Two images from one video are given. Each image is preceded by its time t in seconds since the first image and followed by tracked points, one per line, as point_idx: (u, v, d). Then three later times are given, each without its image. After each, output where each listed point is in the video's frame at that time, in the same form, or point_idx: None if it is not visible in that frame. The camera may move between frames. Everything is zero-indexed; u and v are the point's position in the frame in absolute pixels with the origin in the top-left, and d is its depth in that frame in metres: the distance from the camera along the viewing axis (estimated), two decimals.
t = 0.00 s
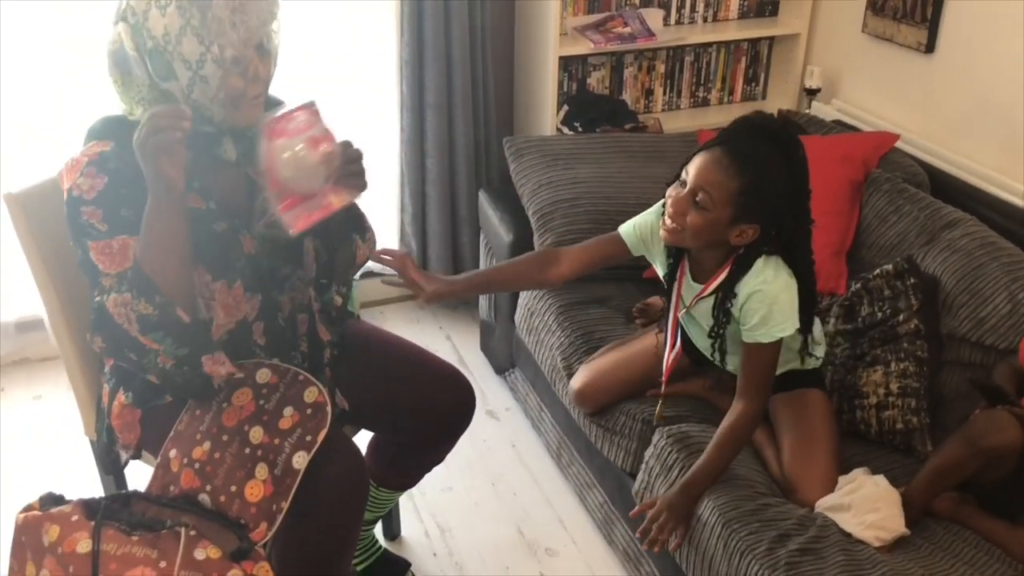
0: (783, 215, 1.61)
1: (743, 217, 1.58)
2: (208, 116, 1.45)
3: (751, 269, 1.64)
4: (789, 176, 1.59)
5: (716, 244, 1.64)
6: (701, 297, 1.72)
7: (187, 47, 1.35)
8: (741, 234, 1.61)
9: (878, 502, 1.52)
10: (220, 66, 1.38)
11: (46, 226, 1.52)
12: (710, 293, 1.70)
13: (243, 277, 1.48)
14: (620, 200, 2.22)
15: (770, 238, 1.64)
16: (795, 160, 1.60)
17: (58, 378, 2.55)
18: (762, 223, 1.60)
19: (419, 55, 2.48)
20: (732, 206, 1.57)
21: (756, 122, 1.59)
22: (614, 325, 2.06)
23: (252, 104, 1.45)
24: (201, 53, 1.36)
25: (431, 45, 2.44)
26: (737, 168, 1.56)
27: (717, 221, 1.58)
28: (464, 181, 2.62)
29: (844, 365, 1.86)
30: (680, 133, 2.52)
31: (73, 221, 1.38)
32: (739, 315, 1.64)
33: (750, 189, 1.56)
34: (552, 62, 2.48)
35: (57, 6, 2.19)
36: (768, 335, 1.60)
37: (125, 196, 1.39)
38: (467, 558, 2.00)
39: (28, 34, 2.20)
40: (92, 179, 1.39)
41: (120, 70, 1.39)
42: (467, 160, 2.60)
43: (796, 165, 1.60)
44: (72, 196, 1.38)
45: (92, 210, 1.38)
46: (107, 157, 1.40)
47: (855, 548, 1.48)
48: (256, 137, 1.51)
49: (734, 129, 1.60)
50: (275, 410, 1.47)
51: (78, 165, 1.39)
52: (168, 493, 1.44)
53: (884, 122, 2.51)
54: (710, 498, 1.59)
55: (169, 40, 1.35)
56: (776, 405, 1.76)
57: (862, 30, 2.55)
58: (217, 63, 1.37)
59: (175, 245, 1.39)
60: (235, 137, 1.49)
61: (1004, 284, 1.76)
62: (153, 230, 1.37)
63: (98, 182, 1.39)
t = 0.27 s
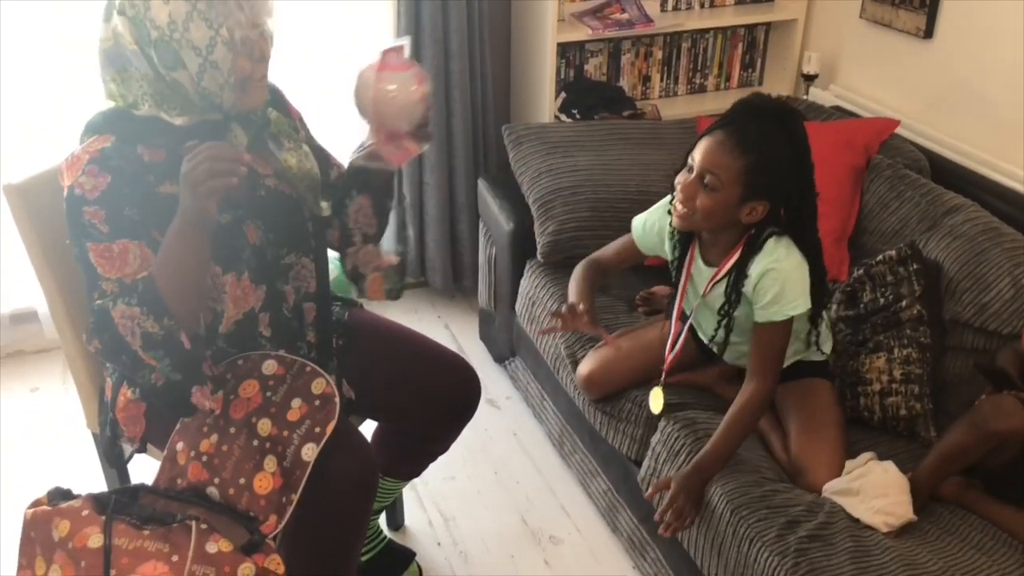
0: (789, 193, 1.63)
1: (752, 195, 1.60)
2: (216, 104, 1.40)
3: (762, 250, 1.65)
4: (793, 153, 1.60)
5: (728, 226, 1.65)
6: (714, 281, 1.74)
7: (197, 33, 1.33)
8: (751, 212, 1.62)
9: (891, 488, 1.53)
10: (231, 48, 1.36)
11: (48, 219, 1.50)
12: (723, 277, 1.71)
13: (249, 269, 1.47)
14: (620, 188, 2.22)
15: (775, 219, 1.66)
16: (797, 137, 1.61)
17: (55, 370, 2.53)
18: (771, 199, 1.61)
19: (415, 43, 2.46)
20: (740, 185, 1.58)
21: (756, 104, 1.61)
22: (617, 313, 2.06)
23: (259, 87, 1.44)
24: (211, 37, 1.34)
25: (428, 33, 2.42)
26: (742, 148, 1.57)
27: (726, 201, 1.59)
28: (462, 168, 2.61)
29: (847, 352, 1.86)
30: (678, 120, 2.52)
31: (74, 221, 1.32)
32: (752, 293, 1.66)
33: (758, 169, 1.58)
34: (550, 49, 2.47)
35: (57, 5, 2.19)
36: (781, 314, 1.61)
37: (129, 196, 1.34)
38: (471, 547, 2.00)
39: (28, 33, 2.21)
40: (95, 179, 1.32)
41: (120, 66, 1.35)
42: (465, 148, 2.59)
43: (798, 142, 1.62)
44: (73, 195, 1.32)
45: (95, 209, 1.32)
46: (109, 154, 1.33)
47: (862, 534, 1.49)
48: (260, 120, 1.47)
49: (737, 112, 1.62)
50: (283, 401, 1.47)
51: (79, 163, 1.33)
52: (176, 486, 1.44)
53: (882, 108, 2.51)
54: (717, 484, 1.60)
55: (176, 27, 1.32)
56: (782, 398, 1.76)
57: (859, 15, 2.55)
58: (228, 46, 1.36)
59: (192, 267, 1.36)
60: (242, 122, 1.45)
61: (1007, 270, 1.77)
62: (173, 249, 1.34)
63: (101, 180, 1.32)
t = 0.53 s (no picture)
0: (804, 170, 1.67)
1: (768, 172, 1.64)
2: (219, 96, 1.47)
3: (781, 224, 1.68)
4: (806, 132, 1.65)
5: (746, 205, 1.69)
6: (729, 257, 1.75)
7: (205, 27, 1.40)
8: (768, 189, 1.66)
9: (890, 480, 1.53)
10: (239, 40, 1.44)
11: (35, 214, 1.48)
12: (739, 252, 1.74)
13: (246, 266, 1.48)
14: (609, 181, 2.22)
15: (792, 199, 1.70)
16: (807, 116, 1.66)
17: (41, 368, 2.51)
18: (788, 177, 1.66)
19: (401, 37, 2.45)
20: (756, 163, 1.63)
21: (767, 87, 1.65)
22: (608, 306, 2.06)
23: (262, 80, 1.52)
24: (218, 29, 1.41)
25: (414, 26, 2.41)
26: (756, 127, 1.62)
27: (743, 179, 1.64)
28: (450, 162, 2.60)
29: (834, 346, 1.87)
30: (666, 113, 2.52)
31: (72, 218, 1.38)
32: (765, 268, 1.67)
33: (771, 147, 1.62)
34: (537, 42, 2.46)
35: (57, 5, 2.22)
36: (799, 286, 1.63)
37: (128, 195, 1.40)
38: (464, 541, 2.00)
39: (28, 33, 2.23)
40: (93, 176, 1.38)
41: (119, 63, 1.38)
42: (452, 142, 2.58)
43: (809, 121, 1.66)
44: (72, 192, 1.38)
45: (93, 207, 1.38)
46: (107, 152, 1.39)
47: (855, 524, 1.50)
48: (256, 115, 1.55)
49: (748, 94, 1.66)
50: (278, 399, 1.46)
51: (77, 160, 1.39)
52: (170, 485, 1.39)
53: (867, 100, 2.52)
54: (711, 475, 1.61)
55: (183, 22, 1.39)
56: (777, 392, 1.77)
57: (844, 8, 2.56)
58: (236, 37, 1.43)
59: (197, 267, 1.44)
60: (243, 113, 1.52)
61: (994, 261, 1.79)
62: (183, 248, 1.42)
63: (99, 178, 1.39)
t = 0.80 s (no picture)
0: (800, 171, 1.71)
1: (768, 169, 1.68)
2: (229, 104, 1.42)
3: (779, 225, 1.73)
4: (804, 131, 1.69)
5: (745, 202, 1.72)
6: (725, 257, 1.78)
7: (222, 32, 1.35)
8: (767, 187, 1.69)
9: (873, 484, 1.57)
10: (253, 46, 1.40)
11: (19, 217, 1.47)
12: (735, 253, 1.76)
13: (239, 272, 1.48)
14: (592, 189, 2.24)
15: (789, 198, 1.74)
16: (805, 116, 1.71)
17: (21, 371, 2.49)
18: (787, 174, 1.70)
19: (387, 42, 2.46)
20: (757, 160, 1.66)
21: (768, 87, 1.70)
22: (592, 311, 2.08)
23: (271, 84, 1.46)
24: (234, 35, 1.36)
25: (400, 33, 2.42)
26: (758, 124, 1.66)
27: (744, 176, 1.67)
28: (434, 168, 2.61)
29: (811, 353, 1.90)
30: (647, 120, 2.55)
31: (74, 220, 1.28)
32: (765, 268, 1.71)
33: (773, 144, 1.66)
34: (521, 50, 2.48)
35: (58, 5, 2.22)
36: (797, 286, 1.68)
37: (132, 196, 1.32)
38: (448, 545, 2.01)
39: (28, 33, 2.22)
40: (99, 177, 1.30)
41: (128, 69, 1.32)
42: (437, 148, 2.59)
43: (807, 121, 1.71)
44: (75, 192, 1.29)
45: (96, 208, 1.29)
46: (113, 154, 1.32)
47: (835, 527, 1.53)
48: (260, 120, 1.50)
49: (753, 93, 1.71)
50: (266, 403, 1.47)
51: (82, 161, 1.31)
52: (158, 489, 1.41)
53: (845, 109, 2.57)
54: (693, 479, 1.63)
55: (199, 28, 1.34)
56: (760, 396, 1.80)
57: (823, 19, 2.60)
58: (251, 44, 1.39)
59: (218, 260, 1.34)
60: (251, 120, 1.47)
61: (969, 269, 1.82)
62: (212, 233, 1.32)
63: (106, 179, 1.30)
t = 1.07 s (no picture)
0: (798, 186, 1.75)
1: (767, 183, 1.72)
2: (247, 102, 1.47)
3: (773, 239, 1.76)
4: (804, 150, 1.74)
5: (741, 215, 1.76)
6: (719, 268, 1.82)
7: (247, 32, 1.40)
8: (764, 202, 1.73)
9: (862, 483, 1.60)
10: (276, 45, 1.45)
11: (29, 213, 1.50)
12: (730, 264, 1.80)
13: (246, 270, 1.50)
14: (589, 194, 2.28)
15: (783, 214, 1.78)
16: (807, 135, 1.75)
17: (20, 368, 2.51)
18: (784, 191, 1.74)
19: (388, 47, 2.49)
20: (757, 173, 1.70)
21: (773, 102, 1.74)
22: (588, 314, 2.11)
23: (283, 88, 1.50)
24: (260, 35, 1.42)
25: (401, 39, 2.45)
26: (760, 139, 1.70)
27: (743, 188, 1.71)
28: (432, 172, 2.64)
29: (803, 355, 1.95)
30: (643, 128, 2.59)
31: (92, 208, 1.33)
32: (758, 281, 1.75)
33: (773, 160, 1.70)
34: (519, 57, 2.52)
35: (57, 5, 2.26)
36: (789, 299, 1.72)
37: (149, 187, 1.36)
38: (444, 543, 2.04)
39: (28, 33, 2.27)
40: (119, 167, 1.34)
41: (152, 66, 1.35)
42: (435, 152, 2.62)
43: (808, 141, 1.76)
44: (94, 181, 1.33)
45: (114, 197, 1.33)
46: (134, 146, 1.36)
47: (826, 525, 1.56)
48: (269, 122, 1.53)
49: (756, 106, 1.74)
50: (271, 398, 1.49)
51: (103, 151, 1.35)
52: (164, 481, 1.44)
53: (837, 119, 2.61)
54: (687, 478, 1.66)
55: (225, 27, 1.38)
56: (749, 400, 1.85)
57: (816, 31, 2.65)
58: (275, 43, 1.44)
59: (228, 246, 1.35)
60: (268, 120, 1.52)
61: (958, 276, 1.87)
62: (222, 219, 1.34)
63: (125, 169, 1.34)
